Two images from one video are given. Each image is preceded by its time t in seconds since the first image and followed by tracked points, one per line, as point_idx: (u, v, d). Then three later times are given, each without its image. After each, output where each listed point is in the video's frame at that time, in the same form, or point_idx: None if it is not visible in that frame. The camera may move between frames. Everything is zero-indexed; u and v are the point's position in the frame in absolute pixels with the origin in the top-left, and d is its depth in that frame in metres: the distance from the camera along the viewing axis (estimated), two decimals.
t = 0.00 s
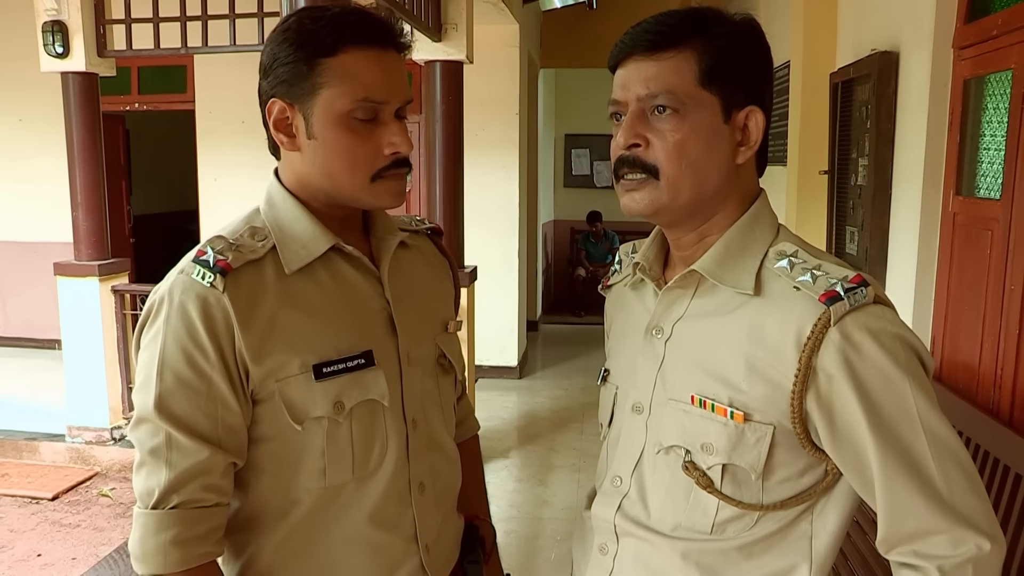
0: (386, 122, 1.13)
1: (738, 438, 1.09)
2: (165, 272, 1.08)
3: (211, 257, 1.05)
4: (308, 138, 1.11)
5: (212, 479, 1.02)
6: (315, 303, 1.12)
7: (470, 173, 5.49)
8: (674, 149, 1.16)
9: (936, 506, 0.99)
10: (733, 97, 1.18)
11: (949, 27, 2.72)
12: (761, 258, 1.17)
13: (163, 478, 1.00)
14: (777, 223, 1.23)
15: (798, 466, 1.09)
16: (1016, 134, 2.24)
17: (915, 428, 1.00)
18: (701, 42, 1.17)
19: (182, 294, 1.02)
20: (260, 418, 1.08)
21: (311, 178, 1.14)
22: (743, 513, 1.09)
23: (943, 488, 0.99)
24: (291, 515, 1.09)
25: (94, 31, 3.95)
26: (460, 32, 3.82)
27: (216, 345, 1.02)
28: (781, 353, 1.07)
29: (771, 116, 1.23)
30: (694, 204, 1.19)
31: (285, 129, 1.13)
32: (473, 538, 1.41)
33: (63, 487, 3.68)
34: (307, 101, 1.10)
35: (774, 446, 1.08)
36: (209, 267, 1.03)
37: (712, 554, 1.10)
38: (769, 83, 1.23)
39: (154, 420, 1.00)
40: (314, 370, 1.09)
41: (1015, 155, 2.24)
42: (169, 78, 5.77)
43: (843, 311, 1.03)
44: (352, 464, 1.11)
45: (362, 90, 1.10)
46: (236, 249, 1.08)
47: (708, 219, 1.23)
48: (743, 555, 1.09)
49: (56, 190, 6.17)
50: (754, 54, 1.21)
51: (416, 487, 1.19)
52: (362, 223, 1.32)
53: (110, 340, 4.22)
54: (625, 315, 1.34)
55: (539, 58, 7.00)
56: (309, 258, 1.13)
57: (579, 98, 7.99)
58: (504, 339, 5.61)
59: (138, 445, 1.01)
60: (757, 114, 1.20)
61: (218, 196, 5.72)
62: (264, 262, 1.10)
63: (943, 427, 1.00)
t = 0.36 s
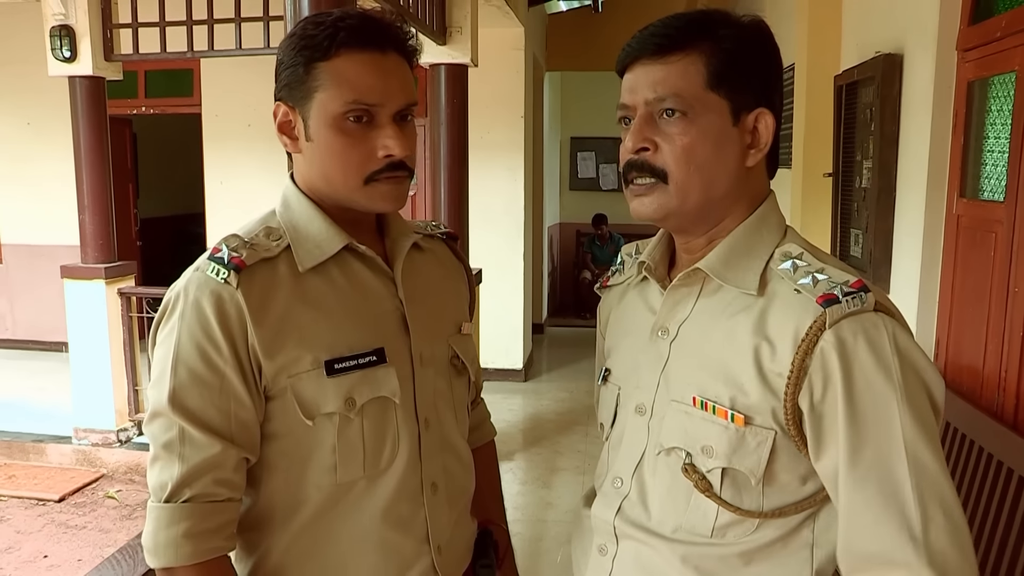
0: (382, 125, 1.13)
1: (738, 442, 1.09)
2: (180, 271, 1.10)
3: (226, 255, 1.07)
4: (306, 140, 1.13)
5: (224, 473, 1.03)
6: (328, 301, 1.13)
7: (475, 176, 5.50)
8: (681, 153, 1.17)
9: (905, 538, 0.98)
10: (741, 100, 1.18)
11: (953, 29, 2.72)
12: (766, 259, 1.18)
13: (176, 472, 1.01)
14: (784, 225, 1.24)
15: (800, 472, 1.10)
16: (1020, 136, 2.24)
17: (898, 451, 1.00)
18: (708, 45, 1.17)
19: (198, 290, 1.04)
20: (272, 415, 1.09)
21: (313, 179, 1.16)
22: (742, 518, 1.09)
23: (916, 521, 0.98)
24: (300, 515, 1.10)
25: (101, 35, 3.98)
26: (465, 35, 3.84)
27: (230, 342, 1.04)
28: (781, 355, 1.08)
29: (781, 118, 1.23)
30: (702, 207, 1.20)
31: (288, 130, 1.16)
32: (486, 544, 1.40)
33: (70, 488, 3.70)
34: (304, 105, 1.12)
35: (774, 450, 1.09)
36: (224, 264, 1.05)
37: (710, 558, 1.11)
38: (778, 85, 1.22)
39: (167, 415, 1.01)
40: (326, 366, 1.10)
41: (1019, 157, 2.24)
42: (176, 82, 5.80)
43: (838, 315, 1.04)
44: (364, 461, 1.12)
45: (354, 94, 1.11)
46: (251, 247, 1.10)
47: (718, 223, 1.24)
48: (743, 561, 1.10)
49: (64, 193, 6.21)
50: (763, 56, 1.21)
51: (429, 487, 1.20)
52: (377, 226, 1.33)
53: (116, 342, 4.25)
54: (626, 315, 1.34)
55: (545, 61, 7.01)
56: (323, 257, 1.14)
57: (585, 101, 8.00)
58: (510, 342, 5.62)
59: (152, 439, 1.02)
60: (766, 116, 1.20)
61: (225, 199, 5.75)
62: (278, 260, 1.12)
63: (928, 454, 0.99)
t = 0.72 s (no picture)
0: (381, 115, 1.13)
1: (732, 438, 1.10)
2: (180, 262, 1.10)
3: (228, 244, 1.07)
4: (307, 132, 1.14)
5: (224, 463, 1.03)
6: (328, 292, 1.14)
7: (475, 171, 5.50)
8: (676, 146, 1.18)
9: (878, 538, 0.99)
10: (736, 92, 1.19)
11: (951, 25, 2.73)
12: (763, 254, 1.18)
13: (176, 461, 1.01)
14: (781, 219, 1.25)
15: (792, 468, 1.11)
16: (1017, 133, 2.24)
17: (880, 452, 1.00)
18: (703, 37, 1.18)
19: (199, 280, 1.04)
20: (270, 407, 1.09)
21: (314, 171, 1.17)
22: (735, 516, 1.10)
23: (890, 523, 0.99)
24: (298, 509, 1.11)
25: (100, 29, 3.98)
26: (464, 31, 3.84)
27: (230, 332, 1.04)
28: (777, 349, 1.08)
29: (775, 110, 1.24)
30: (697, 200, 1.20)
31: (290, 123, 1.17)
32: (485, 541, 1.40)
33: (69, 482, 3.71)
34: (304, 97, 1.13)
35: (767, 448, 1.09)
36: (226, 253, 1.06)
37: (703, 555, 1.12)
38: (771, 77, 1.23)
39: (168, 404, 1.01)
40: (326, 357, 1.10)
41: (1016, 154, 2.25)
42: (175, 76, 5.80)
43: (833, 310, 1.04)
44: (362, 453, 1.12)
45: (352, 83, 1.11)
46: (253, 238, 1.10)
47: (715, 216, 1.24)
48: (738, 559, 1.10)
49: (64, 187, 6.21)
50: (756, 49, 1.21)
51: (428, 481, 1.20)
52: (379, 218, 1.34)
53: (115, 335, 4.25)
54: (623, 310, 1.35)
55: (545, 57, 7.00)
56: (325, 249, 1.15)
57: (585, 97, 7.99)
58: (509, 338, 5.63)
59: (151, 428, 1.02)
60: (761, 108, 1.20)
61: (224, 194, 5.75)
62: (281, 251, 1.13)
63: (910, 455, 1.00)
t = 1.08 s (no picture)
0: (379, 115, 1.14)
1: (725, 435, 1.10)
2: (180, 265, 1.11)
3: (227, 247, 1.08)
4: (306, 133, 1.15)
5: (219, 466, 1.04)
6: (328, 295, 1.14)
7: (478, 173, 5.51)
8: (678, 145, 1.18)
9: (865, 537, 1.00)
10: (738, 92, 1.19)
11: (952, 27, 2.73)
12: (762, 255, 1.19)
13: (172, 463, 1.02)
14: (782, 221, 1.25)
15: (785, 467, 1.11)
16: (1018, 135, 2.24)
17: (870, 451, 1.00)
18: (704, 37, 1.18)
19: (198, 282, 1.05)
20: (267, 409, 1.10)
21: (314, 173, 1.18)
22: (728, 516, 1.10)
23: (878, 523, 0.99)
24: (296, 511, 1.11)
25: (105, 32, 4.00)
26: (466, 33, 3.84)
27: (228, 334, 1.05)
28: (772, 344, 1.09)
29: (777, 111, 1.24)
30: (699, 200, 1.21)
31: (289, 124, 1.17)
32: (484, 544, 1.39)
33: (72, 482, 3.72)
34: (302, 99, 1.14)
35: (760, 447, 1.10)
36: (224, 256, 1.07)
37: (697, 555, 1.12)
38: (773, 77, 1.23)
39: (164, 407, 1.02)
40: (324, 361, 1.11)
41: (1017, 155, 2.25)
42: (179, 78, 5.82)
43: (828, 308, 1.05)
44: (360, 457, 1.13)
45: (350, 85, 1.12)
46: (252, 240, 1.11)
47: (717, 217, 1.25)
48: (733, 560, 1.10)
49: (68, 189, 6.23)
50: (758, 49, 1.22)
51: (426, 485, 1.21)
52: (380, 220, 1.35)
53: (119, 337, 4.27)
54: (626, 310, 1.36)
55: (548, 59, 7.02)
56: (325, 252, 1.16)
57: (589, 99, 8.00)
58: (512, 340, 5.63)
59: (149, 430, 1.03)
60: (763, 108, 1.21)
61: (228, 195, 5.77)
62: (280, 254, 1.13)
63: (900, 456, 1.00)
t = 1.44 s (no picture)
0: (370, 114, 1.15)
1: (727, 433, 1.10)
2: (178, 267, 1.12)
3: (223, 249, 1.09)
4: (297, 134, 1.16)
5: (218, 469, 1.05)
6: (324, 296, 1.15)
7: (483, 174, 5.51)
8: (682, 145, 1.18)
9: (858, 535, 1.00)
10: (742, 92, 1.19)
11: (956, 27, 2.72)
12: (764, 254, 1.19)
13: (170, 468, 1.02)
14: (785, 219, 1.26)
15: (786, 465, 1.11)
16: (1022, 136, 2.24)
17: (864, 449, 1.00)
18: (707, 38, 1.19)
19: (194, 285, 1.06)
20: (267, 411, 1.11)
21: (307, 173, 1.19)
22: (730, 515, 1.10)
23: (870, 521, 0.99)
24: (298, 509, 1.11)
25: (111, 33, 4.02)
26: (471, 34, 3.85)
27: (226, 337, 1.06)
28: (770, 341, 1.09)
29: (781, 111, 1.24)
30: (701, 199, 1.21)
31: (280, 125, 1.18)
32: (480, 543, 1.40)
33: (78, 482, 3.74)
34: (293, 99, 1.15)
35: (762, 445, 1.10)
36: (221, 259, 1.07)
37: (701, 553, 1.12)
38: (776, 79, 1.23)
39: (163, 411, 1.03)
40: (323, 362, 1.11)
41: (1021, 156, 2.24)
42: (186, 79, 5.85)
43: (825, 304, 1.05)
44: (360, 458, 1.13)
45: (339, 84, 1.12)
46: (248, 242, 1.12)
47: (720, 216, 1.25)
48: (738, 558, 1.11)
49: (76, 190, 6.27)
50: (762, 50, 1.22)
51: (424, 485, 1.21)
52: (374, 220, 1.35)
53: (124, 337, 4.28)
54: (630, 310, 1.36)
55: (554, 60, 7.02)
56: (321, 253, 1.16)
57: (595, 100, 7.99)
58: (517, 341, 5.63)
59: (146, 435, 1.04)
60: (766, 108, 1.21)
61: (234, 196, 5.79)
62: (276, 256, 1.14)
63: (894, 454, 1.00)
